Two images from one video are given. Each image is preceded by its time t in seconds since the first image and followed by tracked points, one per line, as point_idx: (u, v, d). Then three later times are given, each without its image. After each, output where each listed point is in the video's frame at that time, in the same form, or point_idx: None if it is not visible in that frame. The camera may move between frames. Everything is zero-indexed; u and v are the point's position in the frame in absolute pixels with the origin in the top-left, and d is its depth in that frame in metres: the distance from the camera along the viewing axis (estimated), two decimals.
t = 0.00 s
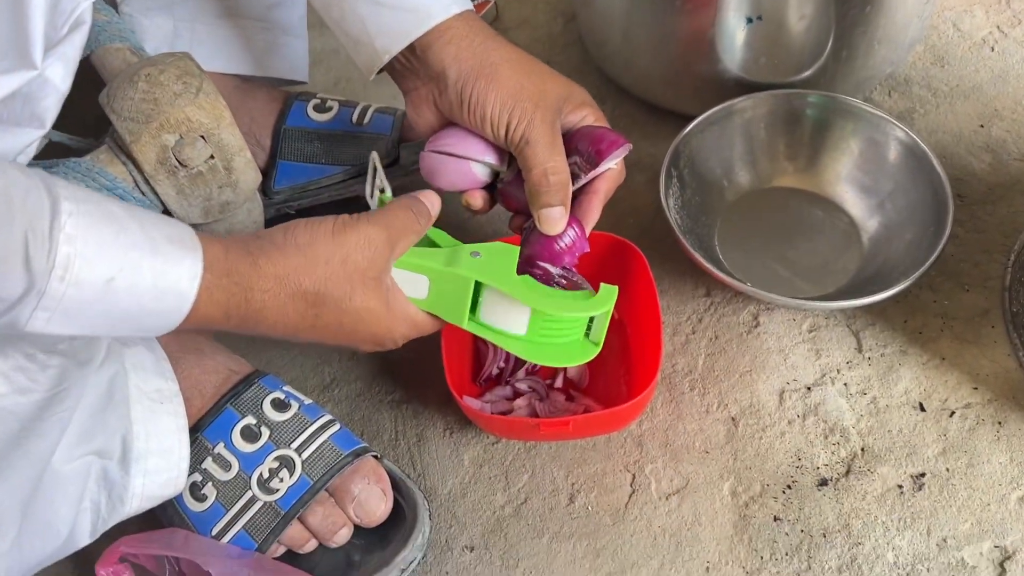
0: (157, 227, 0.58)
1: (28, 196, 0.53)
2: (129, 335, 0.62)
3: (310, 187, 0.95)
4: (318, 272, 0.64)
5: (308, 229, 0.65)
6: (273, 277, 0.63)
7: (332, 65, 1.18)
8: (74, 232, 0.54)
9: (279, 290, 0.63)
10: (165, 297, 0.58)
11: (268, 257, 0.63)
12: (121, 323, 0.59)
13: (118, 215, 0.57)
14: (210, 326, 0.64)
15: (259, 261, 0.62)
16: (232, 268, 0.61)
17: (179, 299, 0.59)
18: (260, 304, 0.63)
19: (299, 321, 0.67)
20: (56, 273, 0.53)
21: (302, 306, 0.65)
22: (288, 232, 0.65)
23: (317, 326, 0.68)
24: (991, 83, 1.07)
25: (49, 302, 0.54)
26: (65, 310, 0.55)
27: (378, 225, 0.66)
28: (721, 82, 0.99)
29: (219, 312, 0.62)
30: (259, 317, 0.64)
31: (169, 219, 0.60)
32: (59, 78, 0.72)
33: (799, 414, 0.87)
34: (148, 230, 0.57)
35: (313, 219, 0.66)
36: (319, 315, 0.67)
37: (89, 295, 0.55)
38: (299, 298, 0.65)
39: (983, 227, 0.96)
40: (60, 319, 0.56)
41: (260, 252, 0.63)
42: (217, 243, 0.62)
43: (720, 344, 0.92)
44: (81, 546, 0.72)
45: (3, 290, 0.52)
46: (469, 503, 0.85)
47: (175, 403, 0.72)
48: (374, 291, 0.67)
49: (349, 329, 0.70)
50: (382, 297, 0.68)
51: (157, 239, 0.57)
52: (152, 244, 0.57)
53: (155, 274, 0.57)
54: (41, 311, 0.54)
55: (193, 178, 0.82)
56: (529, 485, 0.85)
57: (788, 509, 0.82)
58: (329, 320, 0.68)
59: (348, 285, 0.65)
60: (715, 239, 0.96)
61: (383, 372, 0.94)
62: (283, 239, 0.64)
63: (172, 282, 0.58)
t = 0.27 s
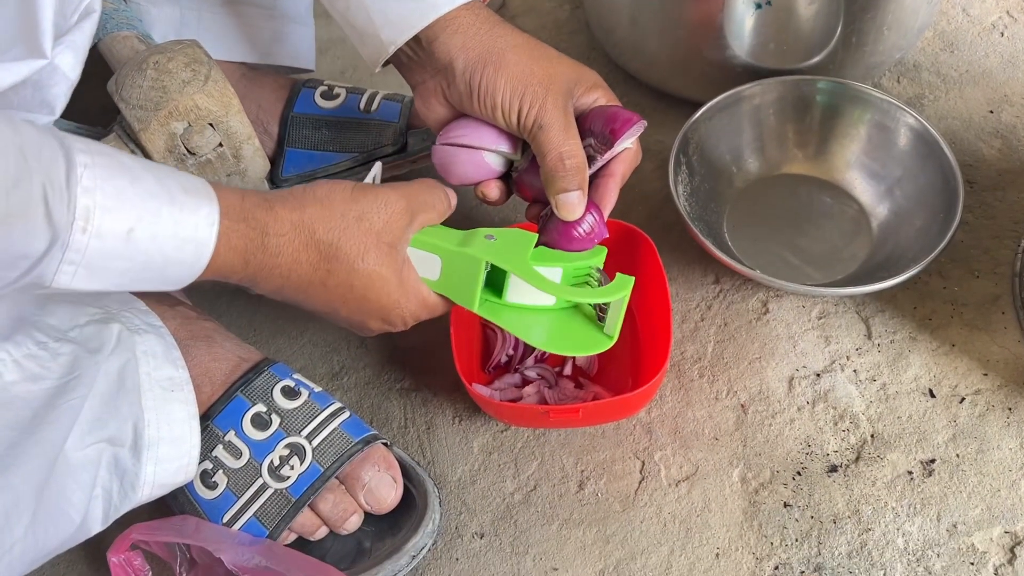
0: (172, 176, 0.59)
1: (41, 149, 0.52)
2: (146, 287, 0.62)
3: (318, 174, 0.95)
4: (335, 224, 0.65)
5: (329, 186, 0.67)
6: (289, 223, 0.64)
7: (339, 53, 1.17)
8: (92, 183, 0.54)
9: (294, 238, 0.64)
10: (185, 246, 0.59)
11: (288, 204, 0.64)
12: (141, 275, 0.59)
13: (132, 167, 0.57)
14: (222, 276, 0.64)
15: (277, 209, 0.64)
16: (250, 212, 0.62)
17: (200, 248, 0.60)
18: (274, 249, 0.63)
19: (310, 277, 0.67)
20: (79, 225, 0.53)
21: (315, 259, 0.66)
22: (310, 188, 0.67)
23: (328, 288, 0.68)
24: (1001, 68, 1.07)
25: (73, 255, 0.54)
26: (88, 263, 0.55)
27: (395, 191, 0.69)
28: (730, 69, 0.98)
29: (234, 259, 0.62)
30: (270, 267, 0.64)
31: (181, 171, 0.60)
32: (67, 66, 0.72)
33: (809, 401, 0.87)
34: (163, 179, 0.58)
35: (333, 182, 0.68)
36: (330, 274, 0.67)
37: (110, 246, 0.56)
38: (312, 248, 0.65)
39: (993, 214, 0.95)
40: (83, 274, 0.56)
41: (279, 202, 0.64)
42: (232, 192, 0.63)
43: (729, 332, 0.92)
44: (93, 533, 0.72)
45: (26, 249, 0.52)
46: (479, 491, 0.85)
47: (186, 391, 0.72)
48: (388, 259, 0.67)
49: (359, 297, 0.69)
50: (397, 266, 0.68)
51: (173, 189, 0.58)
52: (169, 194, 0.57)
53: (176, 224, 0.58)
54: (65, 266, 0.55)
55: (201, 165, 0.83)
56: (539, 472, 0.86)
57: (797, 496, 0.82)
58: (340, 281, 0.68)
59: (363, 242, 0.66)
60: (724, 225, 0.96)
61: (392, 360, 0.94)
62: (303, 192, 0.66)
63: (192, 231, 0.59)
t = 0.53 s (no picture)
0: (174, 181, 0.58)
1: (42, 156, 0.51)
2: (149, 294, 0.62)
3: (320, 170, 0.95)
4: (338, 233, 0.66)
5: (336, 198, 0.68)
6: (293, 229, 0.64)
7: (340, 49, 1.17)
8: (94, 190, 0.53)
9: (296, 244, 0.64)
10: (188, 253, 0.59)
11: (294, 210, 0.65)
12: (145, 282, 0.59)
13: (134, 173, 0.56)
14: (219, 280, 0.64)
15: (282, 216, 0.64)
16: (256, 215, 0.63)
17: (202, 255, 0.59)
18: (276, 253, 0.63)
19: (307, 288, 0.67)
20: (81, 232, 0.53)
21: (313, 270, 0.66)
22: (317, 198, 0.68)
23: (323, 300, 0.68)
24: (1004, 62, 1.06)
25: (77, 263, 0.54)
26: (93, 270, 0.55)
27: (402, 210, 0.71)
28: (731, 64, 0.98)
29: (235, 263, 0.62)
30: (269, 273, 0.65)
31: (182, 174, 0.60)
32: (69, 65, 0.72)
33: (810, 396, 0.87)
34: (165, 184, 0.57)
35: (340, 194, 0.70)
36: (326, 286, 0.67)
37: (113, 254, 0.55)
38: (313, 255, 0.65)
39: (995, 208, 0.95)
40: (87, 281, 0.56)
41: (285, 208, 0.65)
42: (236, 195, 0.63)
43: (731, 327, 0.92)
44: (97, 530, 0.73)
45: (30, 256, 0.52)
46: (481, 487, 0.86)
47: (188, 388, 0.72)
48: (390, 270, 0.69)
49: (354, 314, 0.70)
50: (399, 280, 0.69)
51: (175, 195, 0.57)
52: (171, 200, 0.57)
53: (178, 231, 0.57)
54: (69, 273, 0.54)
55: (203, 163, 0.83)
56: (541, 469, 0.86)
57: (799, 492, 0.82)
58: (335, 294, 0.68)
59: (363, 256, 0.67)
60: (726, 220, 0.96)
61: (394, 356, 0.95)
62: (309, 200, 0.67)
63: (195, 237, 0.58)
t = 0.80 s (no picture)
0: (184, 192, 0.58)
1: (54, 165, 0.52)
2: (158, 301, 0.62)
3: (327, 165, 0.95)
4: (350, 239, 0.66)
5: (341, 197, 0.66)
6: (305, 242, 0.64)
7: (346, 44, 1.17)
8: (103, 200, 0.54)
9: (311, 255, 0.64)
10: (197, 262, 0.59)
11: (302, 223, 0.64)
12: (153, 290, 0.59)
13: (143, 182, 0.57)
14: (241, 291, 0.65)
15: (292, 225, 0.64)
16: (265, 229, 0.62)
17: (210, 265, 0.59)
18: (293, 268, 0.64)
19: (330, 287, 0.68)
20: (90, 242, 0.53)
21: (333, 273, 0.67)
22: (321, 200, 0.66)
23: (346, 294, 0.70)
24: (1011, 54, 1.06)
25: (84, 271, 0.54)
26: (100, 278, 0.55)
27: (407, 196, 0.67)
28: (738, 57, 0.98)
29: (251, 278, 0.63)
30: (291, 282, 0.65)
31: (192, 185, 0.60)
32: (79, 62, 0.72)
33: (818, 389, 0.87)
34: (175, 194, 0.57)
35: (343, 187, 0.67)
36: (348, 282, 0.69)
37: (121, 262, 0.55)
38: (330, 264, 0.66)
39: (1002, 201, 0.95)
40: (94, 289, 0.56)
41: (293, 219, 0.64)
42: (244, 206, 0.62)
43: (738, 320, 0.92)
44: (109, 523, 0.73)
45: (38, 265, 0.52)
46: (489, 480, 0.86)
47: (199, 382, 0.72)
48: (404, 263, 0.69)
49: (378, 297, 0.72)
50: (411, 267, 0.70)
51: (184, 204, 0.58)
52: (180, 209, 0.57)
53: (186, 242, 0.58)
54: (77, 282, 0.55)
55: (212, 158, 0.83)
56: (549, 462, 0.86)
57: (806, 484, 0.82)
58: (358, 288, 0.69)
59: (380, 252, 0.67)
60: (732, 214, 0.96)
61: (403, 350, 0.95)
62: (315, 206, 0.65)
63: (204, 246, 0.58)
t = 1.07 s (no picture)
0: (179, 193, 0.59)
1: (50, 165, 0.52)
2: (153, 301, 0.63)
3: (326, 162, 0.95)
4: (341, 225, 0.66)
5: (327, 184, 0.67)
6: (298, 232, 0.65)
7: (345, 41, 1.18)
8: (98, 199, 0.54)
9: (306, 245, 0.65)
10: (192, 261, 0.59)
11: (292, 213, 0.65)
12: (147, 289, 0.60)
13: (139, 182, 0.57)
14: (241, 290, 0.66)
15: (282, 216, 0.64)
16: (257, 222, 0.63)
17: (206, 263, 0.60)
18: (289, 259, 0.64)
19: (328, 279, 0.69)
20: (84, 241, 0.54)
21: (330, 261, 0.67)
22: (304, 192, 0.67)
23: (345, 283, 0.70)
24: (1009, 49, 1.06)
25: (79, 270, 0.55)
26: (95, 278, 0.56)
27: (390, 173, 0.68)
28: (736, 53, 0.98)
29: (247, 273, 0.63)
30: (289, 276, 0.66)
31: (187, 186, 0.61)
32: (78, 60, 0.73)
33: (815, 384, 0.87)
34: (170, 195, 0.58)
35: (328, 176, 0.68)
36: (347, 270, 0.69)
37: (117, 262, 0.56)
38: (325, 252, 0.67)
39: (1000, 196, 0.95)
40: (89, 288, 0.56)
41: (283, 211, 0.65)
42: (238, 205, 0.63)
43: (736, 316, 0.92)
44: (109, 518, 0.74)
45: (33, 262, 0.52)
46: (488, 475, 0.87)
47: (199, 379, 0.73)
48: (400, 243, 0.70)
49: (377, 284, 0.72)
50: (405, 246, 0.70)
51: (180, 205, 0.58)
52: (175, 210, 0.58)
53: (181, 241, 0.58)
54: (72, 280, 0.55)
55: (211, 157, 0.83)
56: (547, 457, 0.87)
57: (804, 479, 0.82)
58: (358, 275, 0.70)
59: (373, 235, 0.68)
60: (730, 210, 0.96)
61: (402, 347, 0.96)
62: (303, 196, 0.66)
63: (199, 246, 0.59)
